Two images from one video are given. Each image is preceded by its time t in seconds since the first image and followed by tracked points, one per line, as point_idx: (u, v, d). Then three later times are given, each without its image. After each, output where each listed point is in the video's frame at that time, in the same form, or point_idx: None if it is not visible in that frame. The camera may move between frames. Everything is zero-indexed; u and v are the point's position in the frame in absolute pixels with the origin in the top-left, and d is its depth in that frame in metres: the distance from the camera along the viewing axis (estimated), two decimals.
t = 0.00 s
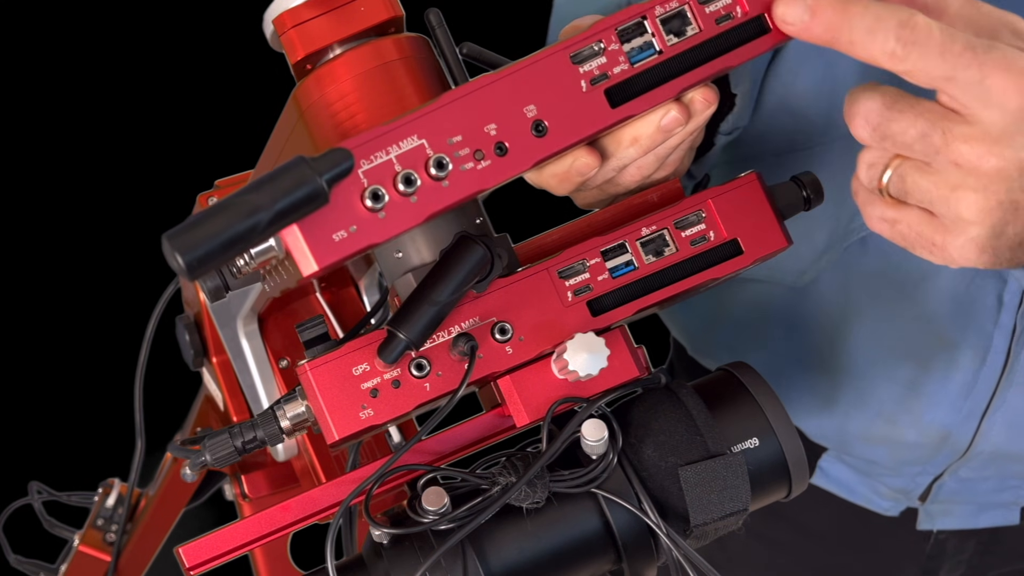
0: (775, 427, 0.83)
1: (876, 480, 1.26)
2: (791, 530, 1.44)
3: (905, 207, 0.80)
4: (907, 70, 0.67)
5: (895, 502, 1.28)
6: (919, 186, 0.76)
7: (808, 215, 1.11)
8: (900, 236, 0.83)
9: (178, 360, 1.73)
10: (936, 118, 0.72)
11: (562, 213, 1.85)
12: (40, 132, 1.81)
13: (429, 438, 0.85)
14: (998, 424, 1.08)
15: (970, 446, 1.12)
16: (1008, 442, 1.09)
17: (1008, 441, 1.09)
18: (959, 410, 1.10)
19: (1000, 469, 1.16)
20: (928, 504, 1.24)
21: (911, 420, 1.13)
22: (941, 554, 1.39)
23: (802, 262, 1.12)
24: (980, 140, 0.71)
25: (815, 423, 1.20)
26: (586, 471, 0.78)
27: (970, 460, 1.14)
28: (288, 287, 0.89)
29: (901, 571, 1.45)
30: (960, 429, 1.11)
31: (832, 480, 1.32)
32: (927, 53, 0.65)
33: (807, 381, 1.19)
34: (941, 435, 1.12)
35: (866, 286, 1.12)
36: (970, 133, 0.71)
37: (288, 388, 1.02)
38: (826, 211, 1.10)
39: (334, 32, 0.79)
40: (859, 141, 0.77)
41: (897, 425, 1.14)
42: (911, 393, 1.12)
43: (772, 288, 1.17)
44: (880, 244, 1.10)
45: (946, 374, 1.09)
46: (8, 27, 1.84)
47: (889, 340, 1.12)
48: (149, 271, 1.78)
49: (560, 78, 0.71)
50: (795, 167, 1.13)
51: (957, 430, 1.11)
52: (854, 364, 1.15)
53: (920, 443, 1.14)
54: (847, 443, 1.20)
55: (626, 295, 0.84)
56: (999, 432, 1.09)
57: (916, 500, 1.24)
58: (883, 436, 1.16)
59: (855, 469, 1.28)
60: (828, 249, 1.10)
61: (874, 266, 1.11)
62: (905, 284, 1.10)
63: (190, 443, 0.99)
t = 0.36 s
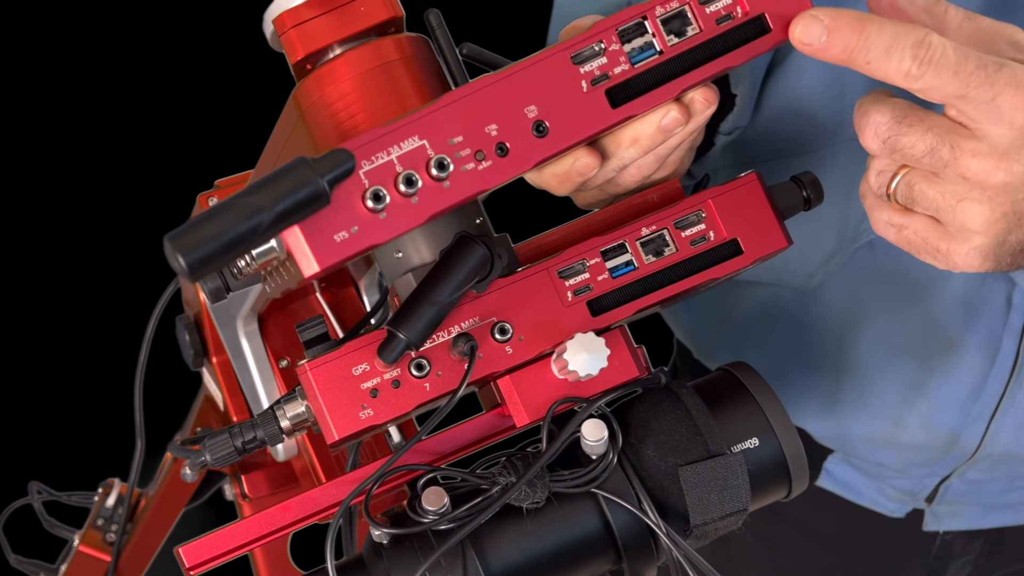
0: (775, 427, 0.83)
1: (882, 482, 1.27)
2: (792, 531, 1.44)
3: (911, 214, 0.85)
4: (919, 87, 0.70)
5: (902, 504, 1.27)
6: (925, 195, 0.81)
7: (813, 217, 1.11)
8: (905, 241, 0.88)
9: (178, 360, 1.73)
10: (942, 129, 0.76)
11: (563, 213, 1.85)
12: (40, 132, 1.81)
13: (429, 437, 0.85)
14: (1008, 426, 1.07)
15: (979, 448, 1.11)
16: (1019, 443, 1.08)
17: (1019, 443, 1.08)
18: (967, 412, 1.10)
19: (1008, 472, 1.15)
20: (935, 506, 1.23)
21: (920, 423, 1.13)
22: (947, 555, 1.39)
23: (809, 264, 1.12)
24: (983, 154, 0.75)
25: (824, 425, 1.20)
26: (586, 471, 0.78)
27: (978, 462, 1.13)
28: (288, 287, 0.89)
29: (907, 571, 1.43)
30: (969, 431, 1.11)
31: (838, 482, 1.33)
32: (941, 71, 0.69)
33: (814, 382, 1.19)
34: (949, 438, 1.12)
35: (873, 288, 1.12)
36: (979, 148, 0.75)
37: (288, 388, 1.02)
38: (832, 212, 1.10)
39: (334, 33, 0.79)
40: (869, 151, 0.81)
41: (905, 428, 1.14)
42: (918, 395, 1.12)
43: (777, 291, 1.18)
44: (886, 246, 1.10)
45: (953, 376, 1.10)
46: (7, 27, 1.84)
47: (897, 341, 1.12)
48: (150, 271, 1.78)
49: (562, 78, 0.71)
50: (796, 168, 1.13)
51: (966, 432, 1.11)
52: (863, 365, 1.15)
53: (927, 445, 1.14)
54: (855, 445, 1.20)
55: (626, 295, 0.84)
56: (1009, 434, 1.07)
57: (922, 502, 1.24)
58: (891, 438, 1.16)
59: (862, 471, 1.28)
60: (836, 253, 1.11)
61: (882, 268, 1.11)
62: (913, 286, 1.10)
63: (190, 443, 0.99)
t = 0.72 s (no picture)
0: (775, 427, 0.83)
1: (879, 482, 1.26)
2: (792, 530, 1.44)
3: (897, 201, 0.85)
4: (920, 73, 0.70)
5: (898, 506, 1.28)
6: (910, 181, 0.81)
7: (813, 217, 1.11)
8: (890, 228, 0.88)
9: (179, 360, 1.73)
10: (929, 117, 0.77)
11: (563, 213, 1.85)
12: (40, 132, 1.81)
13: (429, 438, 0.85)
14: (1004, 425, 1.07)
15: (976, 448, 1.12)
16: (1016, 443, 1.08)
17: (1015, 443, 1.08)
18: (963, 412, 1.11)
19: (1004, 471, 1.15)
20: (932, 506, 1.24)
21: (917, 423, 1.13)
22: (944, 556, 1.40)
23: (808, 263, 1.12)
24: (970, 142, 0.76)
25: (822, 425, 1.20)
26: (586, 471, 0.78)
27: (975, 462, 1.13)
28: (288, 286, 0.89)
29: (904, 571, 1.44)
30: (965, 431, 1.11)
31: (836, 482, 1.33)
32: (942, 60, 0.69)
33: (813, 383, 1.19)
34: (946, 438, 1.13)
35: (872, 289, 1.12)
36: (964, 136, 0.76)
37: (288, 388, 1.02)
38: (830, 212, 1.10)
39: (333, 33, 0.79)
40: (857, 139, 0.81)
41: (902, 428, 1.14)
42: (916, 396, 1.12)
43: (776, 290, 1.18)
44: (884, 245, 1.10)
45: (951, 376, 1.10)
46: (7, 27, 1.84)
47: (895, 342, 1.12)
48: (150, 271, 1.78)
49: (563, 77, 0.71)
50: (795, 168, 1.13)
51: (963, 432, 1.11)
52: (862, 366, 1.15)
53: (924, 445, 1.15)
54: (852, 444, 1.20)
55: (626, 295, 0.84)
56: (1005, 434, 1.08)
57: (920, 502, 1.24)
58: (889, 438, 1.16)
59: (860, 472, 1.28)
60: (834, 251, 1.11)
61: (880, 268, 1.11)
62: (911, 287, 1.10)
63: (190, 443, 0.99)
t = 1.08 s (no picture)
0: (775, 427, 0.83)
1: (876, 479, 1.26)
2: (792, 530, 1.44)
3: (890, 200, 0.85)
4: (916, 74, 0.70)
5: (895, 501, 1.27)
6: (903, 182, 0.81)
7: (812, 216, 1.10)
8: (883, 227, 0.88)
9: (179, 360, 1.73)
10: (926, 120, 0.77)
11: (563, 213, 1.85)
12: (40, 132, 1.81)
13: (429, 438, 0.85)
14: (999, 425, 1.09)
15: (971, 447, 1.13)
16: (1010, 443, 1.11)
17: (1009, 442, 1.11)
18: (959, 412, 1.11)
19: (999, 468, 1.17)
20: (927, 503, 1.24)
21: (913, 422, 1.13)
22: (941, 553, 1.40)
23: (805, 261, 1.11)
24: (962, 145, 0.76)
25: (819, 424, 1.20)
26: (586, 471, 0.78)
27: (970, 461, 1.15)
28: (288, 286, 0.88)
29: (903, 571, 1.44)
30: (960, 430, 1.12)
31: (833, 479, 1.31)
32: (938, 62, 0.68)
33: (810, 382, 1.19)
34: (942, 437, 1.13)
35: (870, 288, 1.12)
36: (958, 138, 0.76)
37: (288, 388, 1.02)
38: (829, 211, 1.09)
39: (334, 33, 0.79)
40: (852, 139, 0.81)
41: (898, 427, 1.14)
42: (912, 395, 1.12)
43: (775, 288, 1.17)
44: (881, 244, 1.10)
45: (946, 375, 1.10)
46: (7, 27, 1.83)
47: (892, 342, 1.12)
48: (151, 271, 1.78)
49: (563, 75, 0.70)
50: (795, 167, 1.13)
51: (958, 431, 1.12)
52: (860, 364, 1.15)
53: (920, 444, 1.15)
54: (846, 442, 1.20)
55: (626, 295, 0.84)
56: (999, 433, 1.10)
57: (916, 499, 1.25)
58: (886, 437, 1.16)
59: (857, 468, 1.27)
60: (832, 249, 1.10)
61: (878, 267, 1.11)
62: (909, 286, 1.10)
63: (190, 443, 0.99)
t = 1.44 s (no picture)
0: (775, 427, 0.83)
1: (856, 482, 1.26)
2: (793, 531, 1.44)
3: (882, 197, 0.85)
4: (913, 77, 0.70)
5: (874, 504, 1.28)
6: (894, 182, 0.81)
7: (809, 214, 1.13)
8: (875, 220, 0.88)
9: (178, 360, 1.73)
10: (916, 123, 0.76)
11: (562, 213, 1.85)
12: (40, 132, 1.81)
13: (429, 438, 0.85)
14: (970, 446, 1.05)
15: (943, 461, 1.11)
16: (982, 461, 1.07)
17: (980, 462, 1.07)
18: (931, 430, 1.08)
19: (973, 480, 1.14)
20: (906, 508, 1.24)
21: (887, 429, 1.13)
22: (920, 559, 1.38)
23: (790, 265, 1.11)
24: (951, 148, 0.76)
25: (803, 423, 1.22)
26: (586, 471, 0.78)
27: (942, 473, 1.13)
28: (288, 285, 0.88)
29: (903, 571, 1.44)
30: (931, 445, 1.10)
31: (817, 479, 1.32)
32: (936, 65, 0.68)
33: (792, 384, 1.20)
34: (914, 448, 1.12)
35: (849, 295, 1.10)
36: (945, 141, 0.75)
37: (288, 388, 1.02)
38: (826, 207, 1.12)
39: (334, 33, 0.79)
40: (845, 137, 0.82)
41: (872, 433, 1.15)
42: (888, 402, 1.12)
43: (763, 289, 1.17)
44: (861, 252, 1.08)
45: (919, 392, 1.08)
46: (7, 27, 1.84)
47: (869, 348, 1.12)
48: (150, 271, 1.78)
49: (552, 51, 0.71)
50: (794, 166, 1.14)
51: (928, 444, 1.11)
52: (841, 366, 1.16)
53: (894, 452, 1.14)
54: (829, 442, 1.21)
55: (627, 295, 0.84)
56: (972, 454, 1.06)
57: (894, 503, 1.25)
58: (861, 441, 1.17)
59: (839, 470, 1.27)
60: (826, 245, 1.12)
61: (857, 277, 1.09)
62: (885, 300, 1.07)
63: (190, 443, 0.98)
